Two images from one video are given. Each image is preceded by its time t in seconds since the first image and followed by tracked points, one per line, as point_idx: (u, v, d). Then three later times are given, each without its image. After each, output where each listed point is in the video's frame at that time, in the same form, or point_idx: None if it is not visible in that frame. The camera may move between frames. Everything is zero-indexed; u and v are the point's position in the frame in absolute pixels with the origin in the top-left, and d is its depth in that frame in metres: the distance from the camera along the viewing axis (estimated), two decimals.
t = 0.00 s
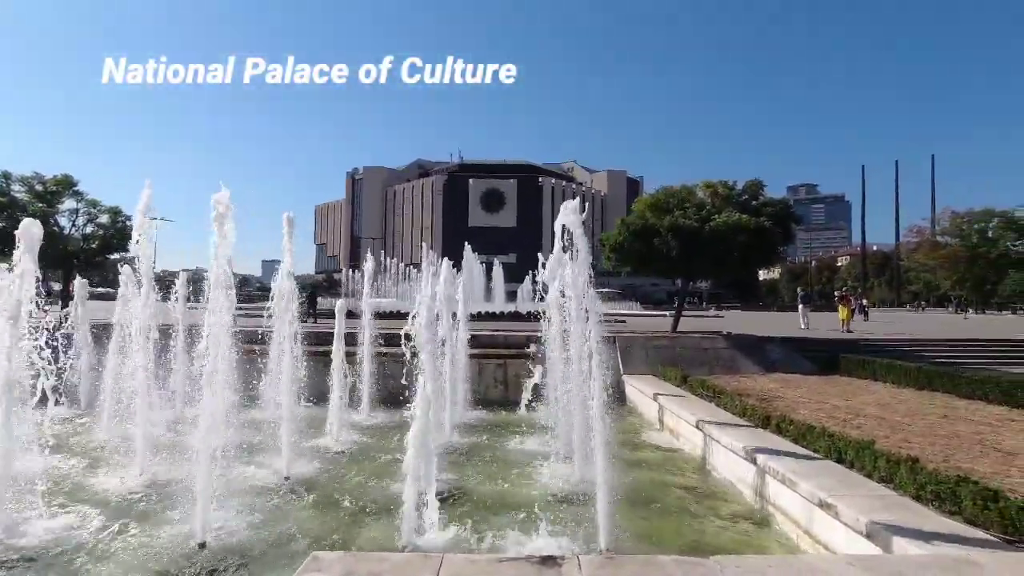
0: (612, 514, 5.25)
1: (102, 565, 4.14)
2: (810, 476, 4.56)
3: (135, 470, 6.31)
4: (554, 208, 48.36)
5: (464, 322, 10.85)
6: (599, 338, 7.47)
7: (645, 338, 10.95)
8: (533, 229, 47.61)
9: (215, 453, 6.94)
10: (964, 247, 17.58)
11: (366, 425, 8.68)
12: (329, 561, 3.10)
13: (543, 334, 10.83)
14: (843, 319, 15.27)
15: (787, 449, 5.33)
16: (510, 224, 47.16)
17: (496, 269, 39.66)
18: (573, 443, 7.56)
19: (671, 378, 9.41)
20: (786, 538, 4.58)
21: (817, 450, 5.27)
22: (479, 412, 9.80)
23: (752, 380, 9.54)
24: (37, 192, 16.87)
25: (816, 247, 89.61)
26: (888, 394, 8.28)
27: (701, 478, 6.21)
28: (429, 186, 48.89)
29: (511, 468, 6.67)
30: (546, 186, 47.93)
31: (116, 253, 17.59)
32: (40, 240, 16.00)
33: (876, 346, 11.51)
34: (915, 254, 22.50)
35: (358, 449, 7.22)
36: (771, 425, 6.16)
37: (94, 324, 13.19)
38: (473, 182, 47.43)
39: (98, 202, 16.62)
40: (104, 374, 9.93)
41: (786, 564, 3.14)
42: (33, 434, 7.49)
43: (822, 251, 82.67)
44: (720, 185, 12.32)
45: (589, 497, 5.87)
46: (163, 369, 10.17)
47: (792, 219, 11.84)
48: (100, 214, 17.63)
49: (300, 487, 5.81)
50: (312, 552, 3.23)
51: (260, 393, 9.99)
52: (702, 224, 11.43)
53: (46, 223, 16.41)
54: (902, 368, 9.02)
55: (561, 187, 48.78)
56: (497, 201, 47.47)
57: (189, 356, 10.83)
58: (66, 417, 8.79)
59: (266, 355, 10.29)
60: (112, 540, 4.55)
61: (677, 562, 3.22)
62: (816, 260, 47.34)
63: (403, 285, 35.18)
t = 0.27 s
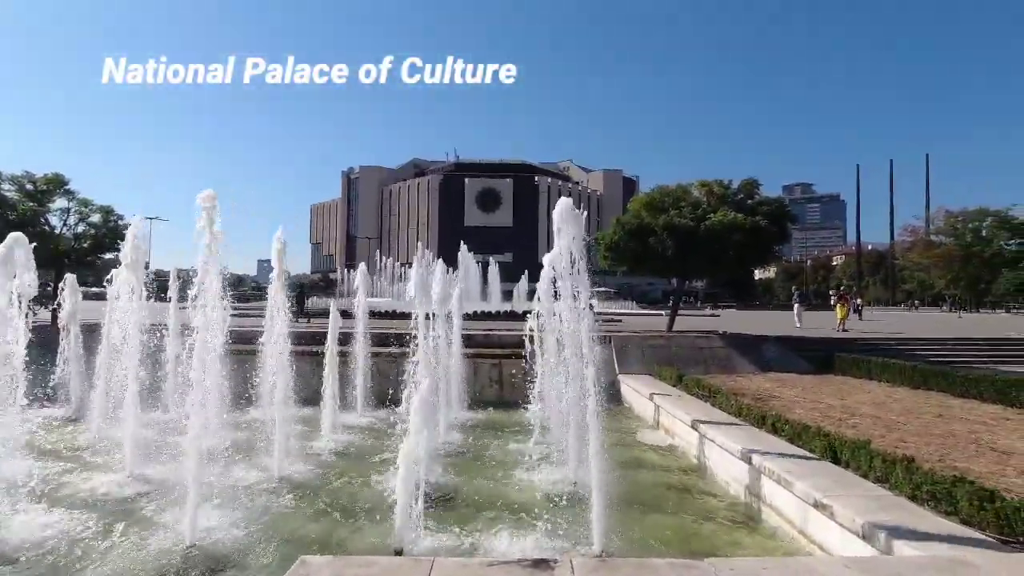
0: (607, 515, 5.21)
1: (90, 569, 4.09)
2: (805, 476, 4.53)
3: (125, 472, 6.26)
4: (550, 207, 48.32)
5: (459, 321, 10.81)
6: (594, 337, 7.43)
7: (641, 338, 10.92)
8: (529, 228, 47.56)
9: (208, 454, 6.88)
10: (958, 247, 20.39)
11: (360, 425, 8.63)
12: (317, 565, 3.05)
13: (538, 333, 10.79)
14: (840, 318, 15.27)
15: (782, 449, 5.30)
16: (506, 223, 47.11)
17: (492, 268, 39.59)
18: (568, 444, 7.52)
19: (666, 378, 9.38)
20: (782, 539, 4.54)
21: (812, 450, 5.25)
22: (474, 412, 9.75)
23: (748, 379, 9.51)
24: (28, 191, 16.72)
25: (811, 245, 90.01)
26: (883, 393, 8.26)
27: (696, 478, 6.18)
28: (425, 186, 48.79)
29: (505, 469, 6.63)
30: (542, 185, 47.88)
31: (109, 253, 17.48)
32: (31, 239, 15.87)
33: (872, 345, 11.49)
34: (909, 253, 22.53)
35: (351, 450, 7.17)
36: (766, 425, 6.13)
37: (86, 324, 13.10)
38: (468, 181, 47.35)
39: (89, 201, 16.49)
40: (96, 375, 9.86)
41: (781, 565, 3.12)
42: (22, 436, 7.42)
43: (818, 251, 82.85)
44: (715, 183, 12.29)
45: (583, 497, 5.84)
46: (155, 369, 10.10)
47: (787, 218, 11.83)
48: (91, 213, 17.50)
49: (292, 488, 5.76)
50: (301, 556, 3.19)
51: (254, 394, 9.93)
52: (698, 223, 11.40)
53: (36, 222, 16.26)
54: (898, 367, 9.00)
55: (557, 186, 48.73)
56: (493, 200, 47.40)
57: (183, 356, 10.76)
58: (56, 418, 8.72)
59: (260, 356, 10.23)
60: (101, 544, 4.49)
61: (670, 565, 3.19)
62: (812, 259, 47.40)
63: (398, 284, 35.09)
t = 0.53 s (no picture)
0: (604, 515, 5.16)
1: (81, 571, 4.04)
2: (804, 477, 4.48)
3: (119, 472, 6.20)
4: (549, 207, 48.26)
5: (456, 321, 10.76)
6: (590, 336, 7.38)
7: (639, 337, 10.87)
8: (527, 227, 47.50)
9: (202, 454, 6.83)
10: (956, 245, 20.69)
11: (356, 425, 8.58)
12: (308, 568, 3.01)
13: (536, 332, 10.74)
14: (839, 317, 15.24)
15: (780, 449, 5.26)
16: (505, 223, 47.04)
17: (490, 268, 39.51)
18: (565, 444, 7.47)
19: (664, 377, 9.33)
20: (781, 539, 4.50)
21: (811, 450, 5.20)
22: (470, 412, 9.70)
23: (746, 379, 9.47)
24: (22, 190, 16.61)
25: (810, 244, 89.95)
26: (882, 392, 8.22)
27: (693, 478, 6.13)
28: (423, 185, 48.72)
29: (501, 469, 6.58)
30: (541, 184, 47.81)
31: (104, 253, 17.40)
32: (26, 239, 15.80)
33: (871, 344, 11.45)
34: (907, 254, 22.52)
35: (346, 450, 7.12)
36: (765, 425, 6.08)
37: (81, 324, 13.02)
38: (467, 181, 47.28)
39: (84, 201, 16.42)
40: (90, 375, 9.79)
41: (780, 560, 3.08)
42: (15, 437, 7.35)
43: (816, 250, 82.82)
44: (713, 182, 12.26)
45: (580, 497, 5.80)
46: (150, 369, 10.05)
47: (786, 217, 11.82)
48: (86, 212, 17.43)
49: (286, 489, 5.71)
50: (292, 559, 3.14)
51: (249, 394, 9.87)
52: (696, 222, 11.36)
53: (30, 221, 16.18)
54: (897, 366, 8.96)
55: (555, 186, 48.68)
56: (491, 200, 47.33)
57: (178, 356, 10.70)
58: (50, 418, 8.66)
59: (256, 356, 10.17)
60: (92, 545, 4.44)
61: (667, 567, 3.15)
62: (810, 258, 47.37)
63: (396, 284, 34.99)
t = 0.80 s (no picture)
0: (604, 515, 5.12)
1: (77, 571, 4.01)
2: (805, 477, 4.45)
3: (117, 472, 6.18)
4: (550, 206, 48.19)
5: (456, 320, 10.72)
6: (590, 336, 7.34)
7: (640, 336, 10.83)
8: (529, 227, 47.44)
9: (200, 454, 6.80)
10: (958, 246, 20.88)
11: (355, 425, 8.55)
12: (305, 568, 2.99)
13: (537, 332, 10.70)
14: (842, 316, 15.18)
15: (781, 449, 5.22)
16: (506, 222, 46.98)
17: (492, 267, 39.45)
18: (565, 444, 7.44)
19: (665, 377, 9.29)
20: (782, 540, 4.46)
21: (812, 450, 5.16)
22: (470, 412, 9.66)
23: (747, 378, 9.42)
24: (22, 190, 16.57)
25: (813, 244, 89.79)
26: (884, 392, 8.18)
27: (694, 478, 6.09)
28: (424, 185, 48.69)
29: (501, 469, 6.55)
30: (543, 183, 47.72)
31: (104, 252, 17.36)
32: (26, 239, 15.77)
33: (873, 343, 11.39)
34: (908, 253, 22.48)
35: (345, 450, 7.09)
36: (766, 425, 6.04)
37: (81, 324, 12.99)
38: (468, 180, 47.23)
39: (84, 200, 16.40)
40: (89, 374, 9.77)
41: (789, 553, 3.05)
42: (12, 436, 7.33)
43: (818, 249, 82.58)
44: (714, 181, 12.22)
45: (580, 497, 5.76)
46: (149, 369, 10.02)
47: (786, 215, 11.79)
48: (86, 211, 17.41)
49: (285, 489, 5.69)
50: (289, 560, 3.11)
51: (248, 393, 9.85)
52: (697, 221, 11.32)
53: (30, 221, 16.15)
54: (899, 366, 8.91)
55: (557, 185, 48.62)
56: (493, 199, 47.29)
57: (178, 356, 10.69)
58: (49, 417, 8.64)
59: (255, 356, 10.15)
60: (89, 545, 4.42)
61: (667, 568, 3.11)
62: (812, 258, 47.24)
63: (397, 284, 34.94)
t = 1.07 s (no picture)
0: (606, 515, 5.11)
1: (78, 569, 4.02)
2: (809, 477, 4.42)
3: (119, 471, 6.17)
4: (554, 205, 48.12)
5: (459, 320, 10.70)
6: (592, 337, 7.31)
7: (643, 335, 10.80)
8: (533, 226, 47.38)
9: (202, 453, 6.80)
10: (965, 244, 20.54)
11: (358, 424, 8.55)
12: (305, 567, 2.98)
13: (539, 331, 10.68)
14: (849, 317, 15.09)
15: (785, 449, 5.19)
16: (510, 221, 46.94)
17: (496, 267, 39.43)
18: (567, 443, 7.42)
19: (668, 376, 9.27)
20: (785, 540, 4.43)
21: (816, 450, 5.13)
22: (473, 411, 9.64)
23: (751, 378, 9.39)
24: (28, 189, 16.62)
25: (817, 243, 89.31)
26: (889, 392, 8.14)
27: (697, 478, 6.06)
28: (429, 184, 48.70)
29: (503, 468, 6.53)
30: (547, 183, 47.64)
31: (109, 252, 17.39)
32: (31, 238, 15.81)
33: (879, 343, 11.33)
34: (915, 254, 22.34)
35: (347, 449, 7.08)
36: (770, 424, 6.01)
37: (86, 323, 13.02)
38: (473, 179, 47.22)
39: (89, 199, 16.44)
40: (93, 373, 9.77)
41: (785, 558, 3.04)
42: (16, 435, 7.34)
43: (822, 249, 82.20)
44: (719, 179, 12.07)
45: (582, 496, 5.75)
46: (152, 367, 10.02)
47: (792, 213, 11.62)
48: (91, 210, 17.44)
49: (287, 488, 5.68)
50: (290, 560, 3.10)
51: (251, 392, 9.85)
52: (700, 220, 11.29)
53: (35, 219, 16.18)
54: (905, 366, 8.86)
55: (561, 184, 48.55)
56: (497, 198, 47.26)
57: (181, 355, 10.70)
58: (53, 416, 8.64)
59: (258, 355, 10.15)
60: (89, 543, 4.42)
61: (669, 569, 3.09)
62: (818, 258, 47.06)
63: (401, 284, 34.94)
